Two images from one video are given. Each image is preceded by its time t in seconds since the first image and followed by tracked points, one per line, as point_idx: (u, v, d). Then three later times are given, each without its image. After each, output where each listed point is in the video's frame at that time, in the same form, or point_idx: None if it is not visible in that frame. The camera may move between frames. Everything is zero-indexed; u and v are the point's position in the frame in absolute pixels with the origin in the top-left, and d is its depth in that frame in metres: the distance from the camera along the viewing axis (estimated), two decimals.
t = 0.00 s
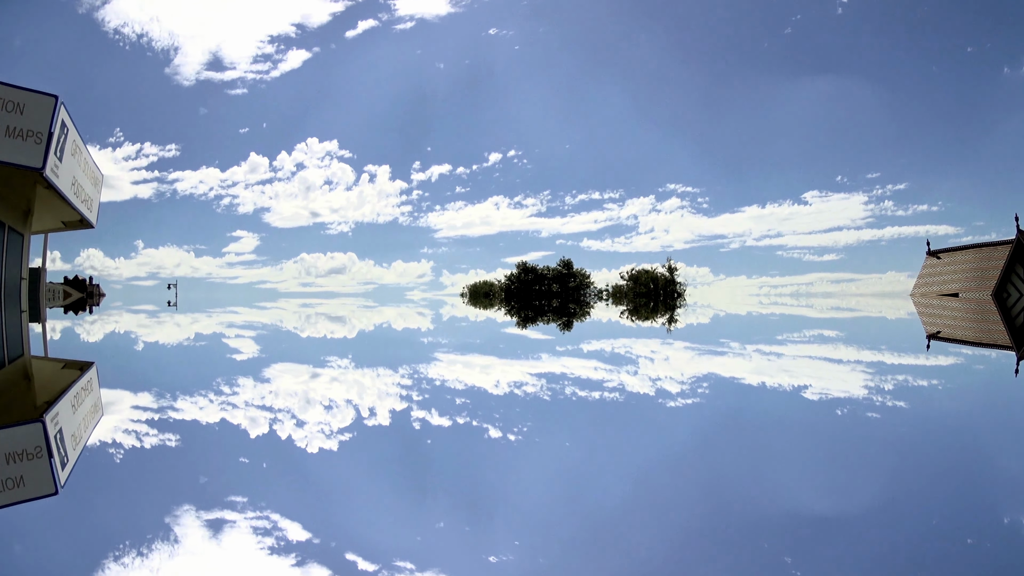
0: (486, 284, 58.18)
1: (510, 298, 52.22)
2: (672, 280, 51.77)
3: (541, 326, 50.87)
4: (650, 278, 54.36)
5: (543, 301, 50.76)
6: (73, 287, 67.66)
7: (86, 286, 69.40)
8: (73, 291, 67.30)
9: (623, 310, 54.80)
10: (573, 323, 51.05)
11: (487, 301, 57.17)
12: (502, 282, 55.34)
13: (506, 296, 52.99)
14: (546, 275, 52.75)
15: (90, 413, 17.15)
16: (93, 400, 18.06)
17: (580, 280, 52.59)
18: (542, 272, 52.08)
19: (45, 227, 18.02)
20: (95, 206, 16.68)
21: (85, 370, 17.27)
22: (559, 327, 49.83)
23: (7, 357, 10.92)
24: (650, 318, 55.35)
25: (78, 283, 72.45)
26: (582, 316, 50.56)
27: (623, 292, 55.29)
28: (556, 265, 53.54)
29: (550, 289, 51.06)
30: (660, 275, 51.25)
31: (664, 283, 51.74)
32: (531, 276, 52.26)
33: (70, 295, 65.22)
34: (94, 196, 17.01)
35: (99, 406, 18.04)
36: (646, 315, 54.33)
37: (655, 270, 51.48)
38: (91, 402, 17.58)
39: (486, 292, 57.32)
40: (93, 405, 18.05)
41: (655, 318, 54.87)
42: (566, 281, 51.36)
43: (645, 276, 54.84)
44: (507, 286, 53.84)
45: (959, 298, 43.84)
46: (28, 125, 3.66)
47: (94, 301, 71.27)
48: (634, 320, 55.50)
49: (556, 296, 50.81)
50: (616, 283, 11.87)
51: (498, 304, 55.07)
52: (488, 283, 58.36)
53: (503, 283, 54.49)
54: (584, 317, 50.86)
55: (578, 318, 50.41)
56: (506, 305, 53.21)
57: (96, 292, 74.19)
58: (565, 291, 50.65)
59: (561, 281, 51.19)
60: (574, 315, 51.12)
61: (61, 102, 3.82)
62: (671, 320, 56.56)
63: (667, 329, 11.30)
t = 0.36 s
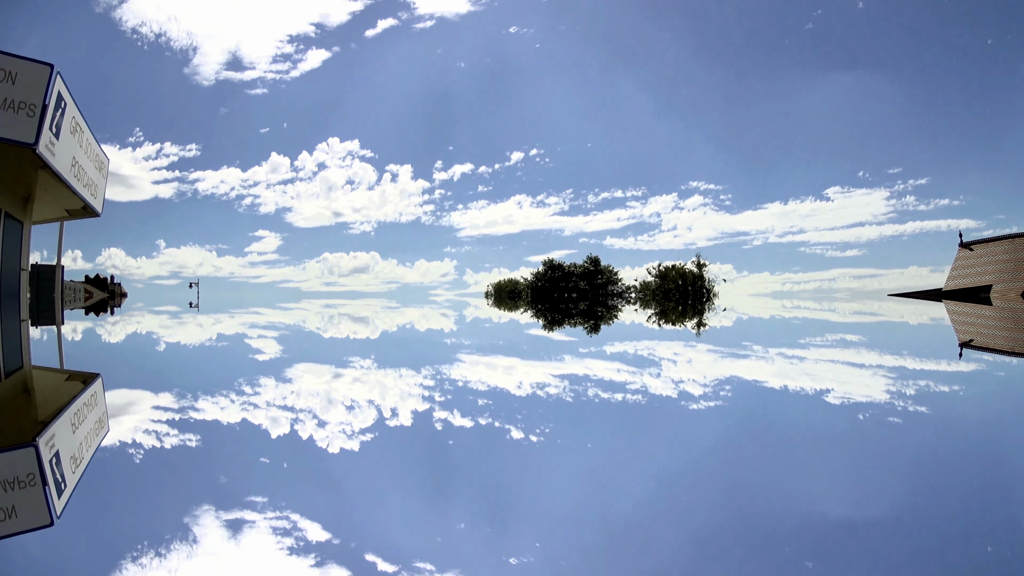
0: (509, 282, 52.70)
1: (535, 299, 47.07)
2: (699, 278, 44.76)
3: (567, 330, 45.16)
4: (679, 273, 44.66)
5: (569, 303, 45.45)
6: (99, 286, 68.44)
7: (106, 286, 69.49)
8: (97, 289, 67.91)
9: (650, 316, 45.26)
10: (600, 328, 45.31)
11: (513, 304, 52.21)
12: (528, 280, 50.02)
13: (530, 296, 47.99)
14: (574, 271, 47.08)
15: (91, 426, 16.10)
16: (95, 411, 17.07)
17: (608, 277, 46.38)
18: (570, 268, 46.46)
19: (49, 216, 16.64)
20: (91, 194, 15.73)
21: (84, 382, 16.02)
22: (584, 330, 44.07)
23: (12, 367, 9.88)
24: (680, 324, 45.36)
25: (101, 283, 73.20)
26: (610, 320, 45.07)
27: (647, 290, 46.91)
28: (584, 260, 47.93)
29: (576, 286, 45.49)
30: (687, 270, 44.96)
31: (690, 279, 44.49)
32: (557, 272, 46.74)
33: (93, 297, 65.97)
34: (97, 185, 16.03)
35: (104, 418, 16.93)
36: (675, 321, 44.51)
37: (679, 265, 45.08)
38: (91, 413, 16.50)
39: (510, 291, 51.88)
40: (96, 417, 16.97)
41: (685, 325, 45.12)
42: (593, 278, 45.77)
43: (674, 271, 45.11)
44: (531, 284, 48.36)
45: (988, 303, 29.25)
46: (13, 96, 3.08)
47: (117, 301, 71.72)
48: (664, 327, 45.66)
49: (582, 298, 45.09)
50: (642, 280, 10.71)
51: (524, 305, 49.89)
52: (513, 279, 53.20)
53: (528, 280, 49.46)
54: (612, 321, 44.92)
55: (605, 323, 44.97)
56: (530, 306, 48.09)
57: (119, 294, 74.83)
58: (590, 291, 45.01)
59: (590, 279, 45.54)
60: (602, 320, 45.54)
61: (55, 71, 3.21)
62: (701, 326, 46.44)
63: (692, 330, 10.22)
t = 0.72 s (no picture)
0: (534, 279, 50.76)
1: (561, 301, 44.24)
2: (727, 274, 41.80)
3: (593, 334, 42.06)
4: (705, 270, 41.52)
5: (593, 305, 42.13)
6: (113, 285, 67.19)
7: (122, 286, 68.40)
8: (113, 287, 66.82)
9: (675, 320, 42.09)
10: (626, 331, 41.84)
11: (535, 307, 49.85)
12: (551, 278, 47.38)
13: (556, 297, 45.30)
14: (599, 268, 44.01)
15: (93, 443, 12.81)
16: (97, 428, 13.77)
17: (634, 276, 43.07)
18: (594, 265, 43.55)
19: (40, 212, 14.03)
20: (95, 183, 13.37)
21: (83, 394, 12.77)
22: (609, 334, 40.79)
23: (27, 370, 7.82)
24: (706, 328, 42.26)
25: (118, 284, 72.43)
26: (636, 323, 41.85)
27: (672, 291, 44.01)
28: (608, 258, 45.02)
29: (602, 284, 42.40)
30: (715, 267, 41.84)
31: (718, 278, 41.51)
32: (583, 271, 43.83)
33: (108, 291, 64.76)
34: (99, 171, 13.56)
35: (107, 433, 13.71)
36: (702, 324, 41.43)
37: (707, 261, 41.98)
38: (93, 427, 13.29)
39: (535, 288, 49.54)
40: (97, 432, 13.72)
41: (711, 328, 42.03)
42: (619, 276, 42.66)
43: (700, 270, 41.93)
44: (556, 284, 45.77)
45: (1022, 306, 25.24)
46: (1, 65, 2.38)
47: (132, 300, 70.14)
48: (690, 330, 42.58)
49: (608, 299, 41.87)
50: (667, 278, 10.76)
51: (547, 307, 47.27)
52: (535, 278, 51.36)
53: (553, 279, 46.80)
54: (638, 324, 41.58)
55: (632, 326, 41.79)
56: (555, 308, 45.30)
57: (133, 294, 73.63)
58: (617, 291, 41.93)
59: (616, 277, 42.52)
60: (628, 323, 42.25)
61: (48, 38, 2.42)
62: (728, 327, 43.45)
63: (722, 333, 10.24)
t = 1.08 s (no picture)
0: (553, 278, 49.54)
1: (582, 301, 41.22)
2: (754, 273, 38.45)
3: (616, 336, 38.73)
4: (729, 268, 38.44)
5: (617, 306, 38.81)
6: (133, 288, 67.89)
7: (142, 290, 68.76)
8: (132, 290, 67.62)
9: (697, 322, 39.32)
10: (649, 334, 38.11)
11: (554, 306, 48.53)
12: (574, 277, 44.32)
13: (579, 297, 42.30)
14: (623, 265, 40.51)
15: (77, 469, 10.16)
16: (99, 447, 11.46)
17: (659, 274, 39.41)
18: (617, 263, 39.92)
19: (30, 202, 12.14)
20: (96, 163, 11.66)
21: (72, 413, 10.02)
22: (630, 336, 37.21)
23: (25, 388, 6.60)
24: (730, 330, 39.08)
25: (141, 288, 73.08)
26: (661, 324, 38.15)
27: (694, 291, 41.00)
28: (631, 254, 41.68)
29: (626, 282, 38.95)
30: (739, 264, 38.73)
31: (741, 277, 38.20)
32: (606, 269, 40.37)
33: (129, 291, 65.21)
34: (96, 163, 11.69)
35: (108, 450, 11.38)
36: (726, 327, 38.39)
37: (731, 259, 38.98)
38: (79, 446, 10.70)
39: (554, 287, 48.29)
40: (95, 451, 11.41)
41: (736, 331, 38.84)
42: (643, 274, 39.01)
43: (724, 267, 38.88)
44: (579, 282, 42.73)
45: None
46: None
47: (148, 298, 71.97)
48: (714, 333, 39.53)
49: (632, 300, 38.46)
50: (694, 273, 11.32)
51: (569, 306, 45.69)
52: (555, 276, 50.01)
53: (576, 278, 43.87)
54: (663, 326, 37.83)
55: (656, 328, 38.05)
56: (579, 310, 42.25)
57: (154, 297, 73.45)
58: (641, 290, 38.43)
59: (640, 275, 39.06)
60: (652, 325, 38.57)
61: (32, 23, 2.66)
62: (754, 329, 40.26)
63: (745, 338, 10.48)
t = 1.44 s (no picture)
0: (572, 278, 48.79)
1: (602, 301, 39.65)
2: (777, 271, 37.83)
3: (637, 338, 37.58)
4: (751, 267, 37.70)
5: (639, 306, 37.48)
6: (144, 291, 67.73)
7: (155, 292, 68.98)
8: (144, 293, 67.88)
9: (719, 324, 38.60)
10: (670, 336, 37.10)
11: (573, 307, 47.61)
12: (593, 276, 43.06)
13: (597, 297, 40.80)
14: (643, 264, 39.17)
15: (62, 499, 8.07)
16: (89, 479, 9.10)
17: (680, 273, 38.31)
18: (639, 261, 38.68)
19: None
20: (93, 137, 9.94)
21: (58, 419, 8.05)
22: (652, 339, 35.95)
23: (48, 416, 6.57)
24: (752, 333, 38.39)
25: (153, 290, 73.11)
26: (683, 326, 37.10)
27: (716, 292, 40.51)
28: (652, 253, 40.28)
29: (647, 282, 37.75)
30: (762, 262, 38.01)
31: (764, 276, 37.45)
32: (626, 268, 38.97)
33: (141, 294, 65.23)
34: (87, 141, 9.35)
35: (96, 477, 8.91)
36: (749, 329, 37.68)
37: (753, 256, 38.33)
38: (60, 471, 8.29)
39: (573, 287, 47.56)
40: (78, 478, 8.93)
41: (758, 333, 38.09)
42: (664, 273, 37.84)
43: (747, 265, 38.11)
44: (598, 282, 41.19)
45: None
46: None
47: (167, 296, 73.33)
48: (736, 335, 38.80)
49: (653, 301, 37.26)
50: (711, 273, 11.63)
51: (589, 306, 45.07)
52: (574, 277, 49.27)
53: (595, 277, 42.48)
54: (685, 328, 36.80)
55: (677, 330, 36.97)
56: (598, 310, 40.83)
57: (165, 297, 73.49)
58: (662, 290, 37.28)
59: (661, 274, 37.76)
60: (674, 326, 37.46)
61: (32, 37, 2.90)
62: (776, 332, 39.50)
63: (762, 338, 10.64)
